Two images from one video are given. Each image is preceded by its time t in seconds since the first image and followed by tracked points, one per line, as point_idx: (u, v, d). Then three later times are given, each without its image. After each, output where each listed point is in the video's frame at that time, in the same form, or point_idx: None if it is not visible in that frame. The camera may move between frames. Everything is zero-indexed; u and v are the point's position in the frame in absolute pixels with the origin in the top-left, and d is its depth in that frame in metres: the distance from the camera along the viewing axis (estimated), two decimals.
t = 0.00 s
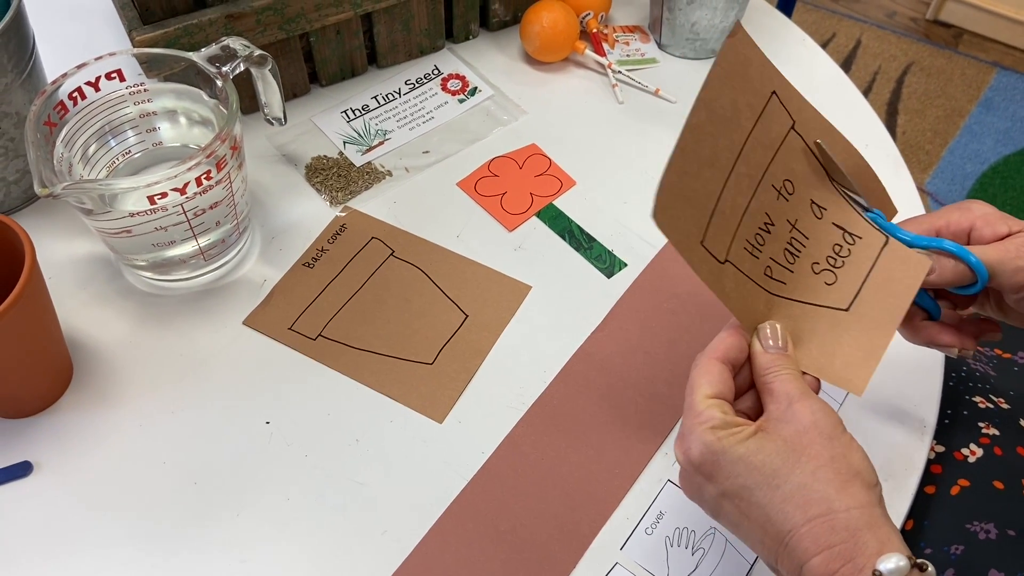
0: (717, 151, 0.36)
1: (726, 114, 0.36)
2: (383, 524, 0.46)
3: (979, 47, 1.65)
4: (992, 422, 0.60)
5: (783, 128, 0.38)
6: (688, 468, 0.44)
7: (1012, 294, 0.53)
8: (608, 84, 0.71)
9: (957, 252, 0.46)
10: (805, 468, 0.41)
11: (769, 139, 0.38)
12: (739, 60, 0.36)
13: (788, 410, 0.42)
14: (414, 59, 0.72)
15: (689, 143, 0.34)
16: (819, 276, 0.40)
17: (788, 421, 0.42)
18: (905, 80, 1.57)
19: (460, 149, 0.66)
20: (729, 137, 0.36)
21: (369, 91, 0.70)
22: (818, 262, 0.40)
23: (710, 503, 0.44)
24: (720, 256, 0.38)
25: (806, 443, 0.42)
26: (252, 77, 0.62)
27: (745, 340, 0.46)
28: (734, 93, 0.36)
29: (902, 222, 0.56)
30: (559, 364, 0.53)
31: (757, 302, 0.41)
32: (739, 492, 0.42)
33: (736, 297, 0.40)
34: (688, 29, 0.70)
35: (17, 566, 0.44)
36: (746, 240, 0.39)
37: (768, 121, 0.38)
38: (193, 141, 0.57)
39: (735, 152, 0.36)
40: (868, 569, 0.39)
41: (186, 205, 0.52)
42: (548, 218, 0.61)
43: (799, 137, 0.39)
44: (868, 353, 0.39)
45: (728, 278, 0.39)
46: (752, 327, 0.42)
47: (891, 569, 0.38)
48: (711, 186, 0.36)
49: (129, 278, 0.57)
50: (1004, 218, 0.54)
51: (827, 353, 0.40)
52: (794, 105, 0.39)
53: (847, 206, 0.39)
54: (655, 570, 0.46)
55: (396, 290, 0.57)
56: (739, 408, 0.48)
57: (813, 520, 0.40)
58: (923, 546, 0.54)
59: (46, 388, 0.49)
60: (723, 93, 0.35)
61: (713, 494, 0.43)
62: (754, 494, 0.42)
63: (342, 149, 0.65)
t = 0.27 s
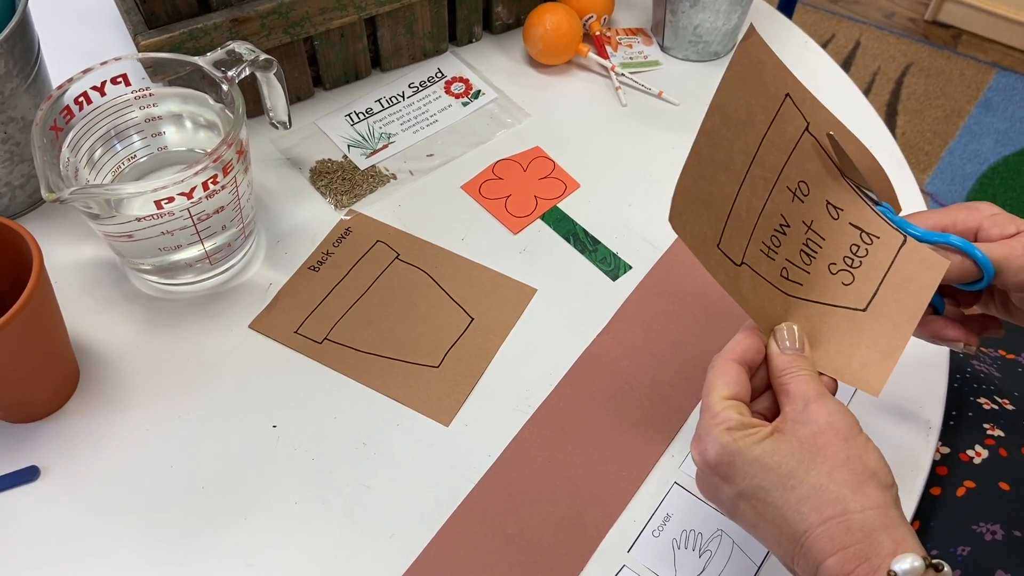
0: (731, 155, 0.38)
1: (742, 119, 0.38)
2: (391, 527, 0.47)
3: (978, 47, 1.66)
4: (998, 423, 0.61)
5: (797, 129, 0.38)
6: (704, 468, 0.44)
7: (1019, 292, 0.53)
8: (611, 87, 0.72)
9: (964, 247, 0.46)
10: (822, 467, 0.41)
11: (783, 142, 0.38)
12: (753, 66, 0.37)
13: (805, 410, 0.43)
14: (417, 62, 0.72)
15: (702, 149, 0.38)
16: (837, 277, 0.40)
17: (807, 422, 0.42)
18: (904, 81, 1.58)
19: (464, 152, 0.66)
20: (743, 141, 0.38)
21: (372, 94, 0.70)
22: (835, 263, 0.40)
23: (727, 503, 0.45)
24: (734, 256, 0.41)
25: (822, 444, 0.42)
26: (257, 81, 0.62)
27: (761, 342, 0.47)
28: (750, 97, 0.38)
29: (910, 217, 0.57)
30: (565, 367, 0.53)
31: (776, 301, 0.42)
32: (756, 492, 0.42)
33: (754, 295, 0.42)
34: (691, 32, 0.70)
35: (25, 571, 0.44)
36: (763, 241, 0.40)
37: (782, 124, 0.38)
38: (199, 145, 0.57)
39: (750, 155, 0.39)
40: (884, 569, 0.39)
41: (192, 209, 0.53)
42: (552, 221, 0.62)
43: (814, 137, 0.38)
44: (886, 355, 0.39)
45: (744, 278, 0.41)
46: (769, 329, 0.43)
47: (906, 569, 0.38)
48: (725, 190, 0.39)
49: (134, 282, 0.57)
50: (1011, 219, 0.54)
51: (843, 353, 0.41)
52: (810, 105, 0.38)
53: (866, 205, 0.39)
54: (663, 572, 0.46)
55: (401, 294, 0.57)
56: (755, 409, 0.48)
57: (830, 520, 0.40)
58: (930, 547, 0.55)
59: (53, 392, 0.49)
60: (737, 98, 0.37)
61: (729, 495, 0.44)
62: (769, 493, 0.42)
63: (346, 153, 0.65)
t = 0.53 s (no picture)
0: (726, 158, 0.39)
1: (737, 122, 0.38)
2: (391, 530, 0.46)
3: (976, 47, 1.66)
4: (998, 424, 0.61)
5: (792, 132, 0.38)
6: (702, 471, 0.44)
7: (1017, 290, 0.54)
8: (610, 89, 0.72)
9: (958, 248, 0.46)
10: (819, 470, 0.41)
11: (778, 145, 0.39)
12: (747, 69, 0.37)
13: (802, 414, 0.43)
14: (416, 64, 0.72)
15: (695, 153, 0.39)
16: (836, 279, 0.40)
17: (803, 426, 0.43)
18: (902, 81, 1.58)
19: (463, 154, 0.66)
20: (738, 144, 0.39)
21: (371, 96, 0.70)
22: (835, 265, 0.40)
23: (724, 506, 0.44)
24: (731, 258, 0.41)
25: (820, 447, 0.42)
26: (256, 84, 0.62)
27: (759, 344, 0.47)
28: (744, 100, 0.38)
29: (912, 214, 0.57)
30: (565, 369, 0.53)
31: (775, 303, 0.42)
32: (753, 495, 0.42)
33: (752, 297, 0.42)
34: (690, 33, 0.70)
35: None
36: (761, 243, 0.41)
37: (777, 127, 0.38)
38: (198, 148, 0.57)
39: (745, 158, 0.39)
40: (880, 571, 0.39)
41: (192, 212, 0.53)
42: (552, 223, 0.62)
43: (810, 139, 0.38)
44: (883, 358, 0.39)
45: (740, 280, 0.42)
46: (768, 331, 0.43)
47: (903, 572, 0.38)
48: (720, 192, 0.40)
49: (133, 285, 0.57)
50: (1014, 214, 0.54)
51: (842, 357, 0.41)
52: (807, 107, 0.38)
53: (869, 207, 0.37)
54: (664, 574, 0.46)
55: (401, 296, 0.57)
56: (754, 412, 0.48)
57: (826, 523, 0.40)
58: (930, 548, 0.55)
59: (52, 396, 0.49)
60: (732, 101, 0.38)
61: (726, 497, 0.43)
62: (766, 495, 0.42)
63: (345, 155, 0.65)
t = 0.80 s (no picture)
0: (735, 161, 0.38)
1: (745, 126, 0.38)
2: (393, 532, 0.47)
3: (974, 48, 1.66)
4: (996, 425, 0.61)
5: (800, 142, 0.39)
6: (703, 470, 0.44)
7: (1016, 284, 0.54)
8: (609, 91, 0.72)
9: (958, 245, 0.47)
10: (816, 472, 0.41)
11: (786, 153, 0.39)
12: (757, 75, 0.38)
13: (802, 416, 0.43)
14: (416, 67, 0.72)
15: (705, 155, 0.37)
16: (839, 287, 0.40)
17: (803, 427, 0.43)
18: (900, 82, 1.58)
19: (463, 157, 0.66)
20: (747, 147, 0.38)
21: (372, 99, 0.70)
22: (838, 273, 0.40)
23: (722, 506, 0.45)
24: (737, 263, 0.40)
25: (819, 448, 0.42)
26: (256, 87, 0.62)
27: (762, 348, 0.47)
28: (753, 104, 0.38)
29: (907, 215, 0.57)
30: (566, 371, 0.54)
31: (778, 308, 0.42)
32: (752, 496, 0.42)
33: (756, 302, 0.42)
34: (689, 36, 0.71)
35: None
36: (765, 248, 0.40)
37: (785, 135, 0.39)
38: (199, 151, 0.57)
39: (753, 162, 0.38)
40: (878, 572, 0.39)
41: (194, 216, 0.53)
42: (552, 225, 0.62)
43: (816, 149, 0.39)
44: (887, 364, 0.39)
45: (745, 284, 0.41)
46: (771, 335, 0.43)
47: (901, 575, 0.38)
48: (728, 195, 0.39)
49: (135, 289, 0.57)
50: (1009, 211, 0.55)
51: (844, 360, 0.41)
52: (812, 118, 0.40)
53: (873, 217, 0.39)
54: None
55: (402, 299, 0.57)
56: (755, 415, 0.48)
57: (823, 525, 0.40)
58: (928, 549, 0.55)
59: (54, 400, 0.49)
60: (742, 104, 0.37)
61: (725, 497, 0.44)
62: (765, 497, 0.42)
63: (346, 158, 0.66)
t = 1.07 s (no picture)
0: (722, 172, 0.38)
1: (734, 137, 0.38)
2: (390, 538, 0.47)
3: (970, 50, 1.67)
4: (989, 430, 0.61)
5: (791, 150, 0.39)
6: (695, 475, 0.44)
7: (1007, 290, 0.54)
8: (605, 96, 0.72)
9: (947, 253, 0.47)
10: (808, 479, 0.42)
11: (777, 161, 0.39)
12: (744, 85, 0.37)
13: (795, 422, 0.43)
14: (413, 73, 0.73)
15: (689, 168, 0.38)
16: (835, 293, 0.41)
17: (796, 434, 0.43)
18: (896, 84, 1.59)
19: (460, 162, 0.67)
20: (736, 158, 0.38)
21: (368, 104, 0.70)
22: (834, 279, 0.40)
23: (716, 511, 0.45)
24: (727, 270, 0.41)
25: (811, 455, 0.42)
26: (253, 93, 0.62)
27: (756, 355, 0.47)
28: (742, 116, 0.38)
29: (901, 219, 0.57)
30: (562, 377, 0.54)
31: (771, 313, 0.43)
32: (744, 501, 0.43)
33: (748, 307, 0.42)
34: (684, 42, 0.71)
35: None
36: (757, 256, 0.41)
37: (775, 143, 0.39)
38: (196, 157, 0.57)
39: (742, 172, 0.39)
40: None
41: (191, 223, 0.53)
42: (548, 230, 0.62)
43: (810, 156, 0.39)
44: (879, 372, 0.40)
45: (737, 290, 0.42)
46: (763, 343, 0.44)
47: None
48: (715, 205, 0.39)
49: (132, 295, 0.57)
50: (1002, 215, 0.56)
51: (840, 368, 0.41)
52: (803, 125, 0.39)
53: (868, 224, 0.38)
54: None
55: (398, 305, 0.57)
56: (748, 422, 0.49)
57: (814, 531, 0.41)
58: (922, 553, 0.56)
59: (52, 406, 0.49)
60: (729, 116, 0.38)
61: (718, 502, 0.44)
62: (757, 502, 0.42)
63: (342, 164, 0.66)
